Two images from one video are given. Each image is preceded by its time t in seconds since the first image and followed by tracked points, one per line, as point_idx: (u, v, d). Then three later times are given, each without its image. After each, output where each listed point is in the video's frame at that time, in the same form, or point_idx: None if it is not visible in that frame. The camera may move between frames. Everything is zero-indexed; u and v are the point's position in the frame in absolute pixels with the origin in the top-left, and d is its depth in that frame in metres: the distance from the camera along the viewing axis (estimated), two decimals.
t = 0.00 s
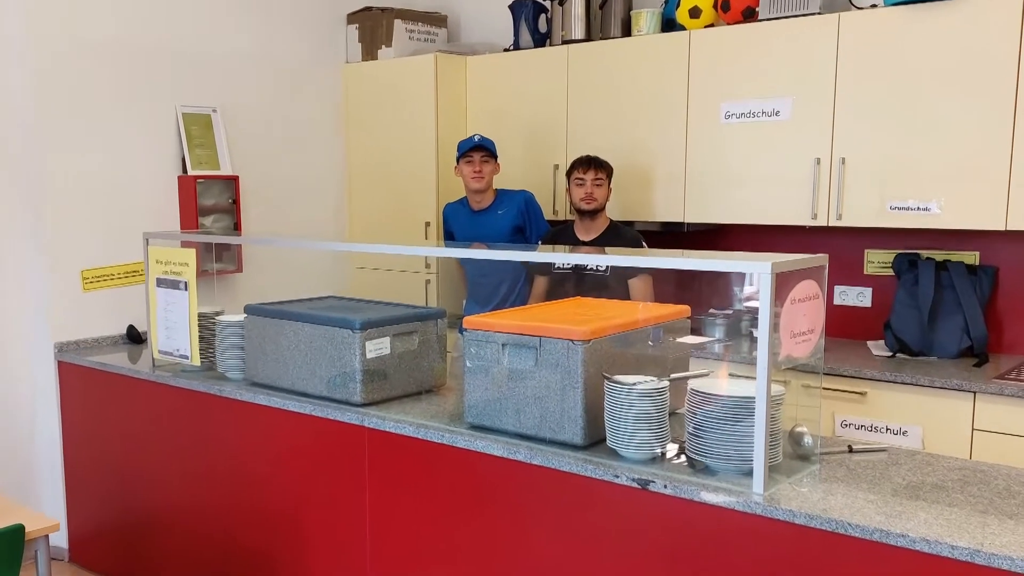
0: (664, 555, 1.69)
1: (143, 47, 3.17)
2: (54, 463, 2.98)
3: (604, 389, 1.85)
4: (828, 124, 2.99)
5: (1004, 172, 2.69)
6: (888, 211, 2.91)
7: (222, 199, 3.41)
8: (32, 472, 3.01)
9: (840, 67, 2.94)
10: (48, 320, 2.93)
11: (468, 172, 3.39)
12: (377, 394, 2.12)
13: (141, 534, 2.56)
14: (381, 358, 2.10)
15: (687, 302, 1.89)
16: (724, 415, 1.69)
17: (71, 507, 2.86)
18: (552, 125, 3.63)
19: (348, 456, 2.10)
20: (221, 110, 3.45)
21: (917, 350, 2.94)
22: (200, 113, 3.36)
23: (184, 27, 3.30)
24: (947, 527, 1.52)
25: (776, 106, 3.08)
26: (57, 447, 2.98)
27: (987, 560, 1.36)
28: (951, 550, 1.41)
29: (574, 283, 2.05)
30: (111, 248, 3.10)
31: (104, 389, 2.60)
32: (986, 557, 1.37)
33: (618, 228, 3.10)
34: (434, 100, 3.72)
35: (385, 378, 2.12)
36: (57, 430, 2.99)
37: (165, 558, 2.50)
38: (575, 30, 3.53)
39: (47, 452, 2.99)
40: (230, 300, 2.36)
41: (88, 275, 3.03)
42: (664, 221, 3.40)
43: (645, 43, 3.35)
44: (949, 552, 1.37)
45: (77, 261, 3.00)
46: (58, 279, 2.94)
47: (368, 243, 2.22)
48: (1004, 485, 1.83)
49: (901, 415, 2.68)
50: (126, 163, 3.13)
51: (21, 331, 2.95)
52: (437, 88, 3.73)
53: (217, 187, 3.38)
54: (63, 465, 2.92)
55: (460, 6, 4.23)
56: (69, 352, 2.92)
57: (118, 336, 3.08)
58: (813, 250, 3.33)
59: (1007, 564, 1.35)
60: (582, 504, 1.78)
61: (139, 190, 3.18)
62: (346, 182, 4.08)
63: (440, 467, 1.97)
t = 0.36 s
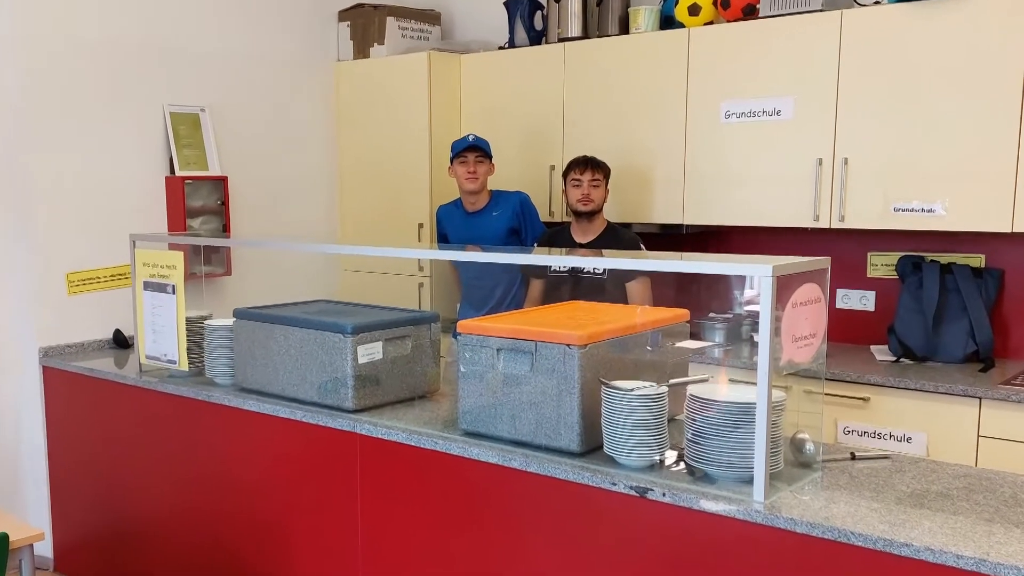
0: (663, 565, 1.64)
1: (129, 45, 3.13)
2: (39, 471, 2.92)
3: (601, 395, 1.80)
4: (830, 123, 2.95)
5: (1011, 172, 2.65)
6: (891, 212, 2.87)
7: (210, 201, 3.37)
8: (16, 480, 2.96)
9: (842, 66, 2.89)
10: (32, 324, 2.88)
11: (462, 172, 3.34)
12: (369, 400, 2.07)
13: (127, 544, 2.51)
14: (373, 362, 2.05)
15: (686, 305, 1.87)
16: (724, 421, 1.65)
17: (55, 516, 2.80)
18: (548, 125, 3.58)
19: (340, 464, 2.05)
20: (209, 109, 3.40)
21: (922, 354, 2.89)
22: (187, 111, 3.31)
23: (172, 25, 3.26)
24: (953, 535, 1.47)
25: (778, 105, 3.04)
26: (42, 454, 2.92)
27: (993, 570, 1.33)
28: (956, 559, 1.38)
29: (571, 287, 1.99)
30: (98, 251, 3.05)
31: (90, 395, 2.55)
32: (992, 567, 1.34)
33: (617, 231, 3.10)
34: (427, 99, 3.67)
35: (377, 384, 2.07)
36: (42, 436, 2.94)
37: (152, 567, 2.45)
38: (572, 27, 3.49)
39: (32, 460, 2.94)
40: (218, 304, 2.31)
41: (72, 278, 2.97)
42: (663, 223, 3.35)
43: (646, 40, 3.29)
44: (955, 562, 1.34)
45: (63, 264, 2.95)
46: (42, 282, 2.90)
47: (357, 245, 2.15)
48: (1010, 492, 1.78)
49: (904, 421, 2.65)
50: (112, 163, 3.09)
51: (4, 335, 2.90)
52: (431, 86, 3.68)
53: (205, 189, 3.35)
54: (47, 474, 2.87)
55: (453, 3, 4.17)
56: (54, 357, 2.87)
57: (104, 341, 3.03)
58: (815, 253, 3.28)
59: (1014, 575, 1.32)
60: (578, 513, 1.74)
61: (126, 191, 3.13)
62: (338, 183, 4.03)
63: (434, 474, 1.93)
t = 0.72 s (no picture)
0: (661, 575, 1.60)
1: (117, 44, 3.09)
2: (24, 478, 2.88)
3: (599, 401, 1.76)
4: (834, 123, 2.90)
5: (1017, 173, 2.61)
6: (894, 213, 2.83)
7: (199, 203, 3.32)
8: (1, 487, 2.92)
9: (845, 64, 2.85)
10: (17, 328, 2.84)
11: (456, 172, 3.29)
12: (361, 406, 2.02)
13: (115, 552, 2.46)
14: (365, 367, 2.01)
15: (685, 309, 1.81)
16: (725, 427, 1.60)
17: (41, 523, 2.75)
18: (543, 125, 3.54)
19: (331, 471, 2.00)
20: (198, 109, 3.37)
21: (926, 360, 2.84)
22: (177, 111, 3.28)
23: (160, 23, 3.22)
24: (957, 544, 1.43)
25: (779, 104, 2.99)
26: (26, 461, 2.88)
27: None
28: (961, 569, 1.34)
29: (568, 290, 1.95)
30: (83, 254, 3.01)
31: (75, 400, 2.50)
32: None
33: (613, 232, 3.06)
34: (421, 97, 3.63)
35: (369, 390, 2.02)
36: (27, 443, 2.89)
37: None
38: (568, 24, 3.44)
39: (17, 466, 2.90)
40: (208, 308, 2.26)
41: (60, 280, 2.95)
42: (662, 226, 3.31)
43: (644, 38, 3.25)
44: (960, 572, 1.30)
45: (48, 266, 2.92)
46: (27, 285, 2.86)
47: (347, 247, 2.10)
48: (1018, 499, 1.73)
49: (908, 427, 2.62)
50: (99, 163, 3.05)
51: None
52: (424, 84, 3.64)
53: (194, 190, 3.30)
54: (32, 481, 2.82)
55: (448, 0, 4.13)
56: (38, 361, 2.83)
57: (90, 346, 2.99)
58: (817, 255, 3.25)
59: None
60: (574, 521, 1.69)
61: (112, 192, 3.09)
62: (331, 185, 3.99)
63: (427, 482, 1.88)
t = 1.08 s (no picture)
0: None
1: (104, 42, 3.06)
2: (8, 485, 2.83)
3: (596, 406, 1.71)
4: (837, 123, 2.86)
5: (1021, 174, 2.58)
6: (898, 216, 2.79)
7: (188, 204, 3.28)
8: None
9: (848, 63, 2.82)
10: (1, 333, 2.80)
11: (451, 173, 3.26)
12: (354, 411, 1.98)
13: (102, 560, 2.42)
14: (357, 372, 1.96)
15: (684, 313, 1.75)
16: (726, 433, 1.56)
17: (26, 531, 2.70)
18: (539, 124, 3.50)
19: (323, 478, 1.96)
20: (186, 108, 3.33)
21: (931, 364, 2.80)
22: (164, 110, 3.24)
23: (147, 21, 3.19)
24: (963, 553, 1.39)
25: (779, 104, 2.95)
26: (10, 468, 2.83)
27: None
28: None
29: (564, 293, 1.91)
30: (69, 257, 2.97)
31: (61, 406, 2.46)
32: None
33: (611, 235, 3.02)
34: (414, 96, 3.59)
35: (361, 396, 1.98)
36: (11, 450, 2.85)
37: None
38: (565, 23, 3.40)
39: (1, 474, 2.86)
40: (196, 311, 2.23)
41: (44, 284, 2.90)
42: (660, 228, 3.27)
43: (642, 36, 3.21)
44: None
45: (33, 269, 2.88)
46: (11, 288, 2.83)
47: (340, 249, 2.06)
48: None
49: (914, 433, 2.58)
50: (86, 164, 3.02)
51: None
52: (417, 83, 3.59)
53: (182, 190, 3.26)
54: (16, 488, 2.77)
55: None
56: (22, 367, 2.78)
57: (75, 350, 2.94)
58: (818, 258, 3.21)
59: None
60: (571, 529, 1.65)
61: (99, 193, 3.06)
62: (325, 186, 3.94)
63: (421, 490, 1.84)
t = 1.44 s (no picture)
0: None
1: (91, 41, 3.02)
2: None
3: (593, 412, 1.67)
4: (839, 123, 2.82)
5: None
6: (902, 217, 2.75)
7: (176, 205, 3.24)
8: None
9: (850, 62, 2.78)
10: None
11: (445, 173, 3.22)
12: (346, 417, 1.93)
13: (89, 569, 2.37)
14: (349, 377, 1.92)
15: (683, 316, 1.71)
16: (725, 440, 1.52)
17: (11, 538, 2.66)
18: (535, 124, 3.46)
19: (314, 486, 1.92)
20: (175, 107, 3.29)
21: (935, 369, 2.76)
22: (152, 110, 3.20)
23: (134, 19, 3.15)
24: (968, 562, 1.35)
25: (781, 103, 2.91)
26: None
27: None
28: None
29: (561, 296, 1.87)
30: (55, 260, 2.94)
31: (46, 411, 2.41)
32: None
33: (608, 236, 2.97)
34: (407, 95, 3.55)
35: (353, 401, 1.94)
36: None
37: None
38: (561, 20, 3.35)
39: None
40: (184, 315, 2.19)
41: (29, 287, 2.87)
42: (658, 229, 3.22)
43: (640, 34, 3.17)
44: None
45: (17, 273, 2.84)
46: None
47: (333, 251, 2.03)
48: None
49: (918, 440, 2.55)
50: (72, 165, 2.98)
51: None
52: (410, 81, 3.55)
53: (170, 192, 3.22)
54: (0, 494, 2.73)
55: None
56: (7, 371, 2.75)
57: (61, 355, 2.90)
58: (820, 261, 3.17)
59: None
60: (567, 538, 1.61)
61: (85, 195, 3.02)
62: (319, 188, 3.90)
63: (415, 498, 1.79)
